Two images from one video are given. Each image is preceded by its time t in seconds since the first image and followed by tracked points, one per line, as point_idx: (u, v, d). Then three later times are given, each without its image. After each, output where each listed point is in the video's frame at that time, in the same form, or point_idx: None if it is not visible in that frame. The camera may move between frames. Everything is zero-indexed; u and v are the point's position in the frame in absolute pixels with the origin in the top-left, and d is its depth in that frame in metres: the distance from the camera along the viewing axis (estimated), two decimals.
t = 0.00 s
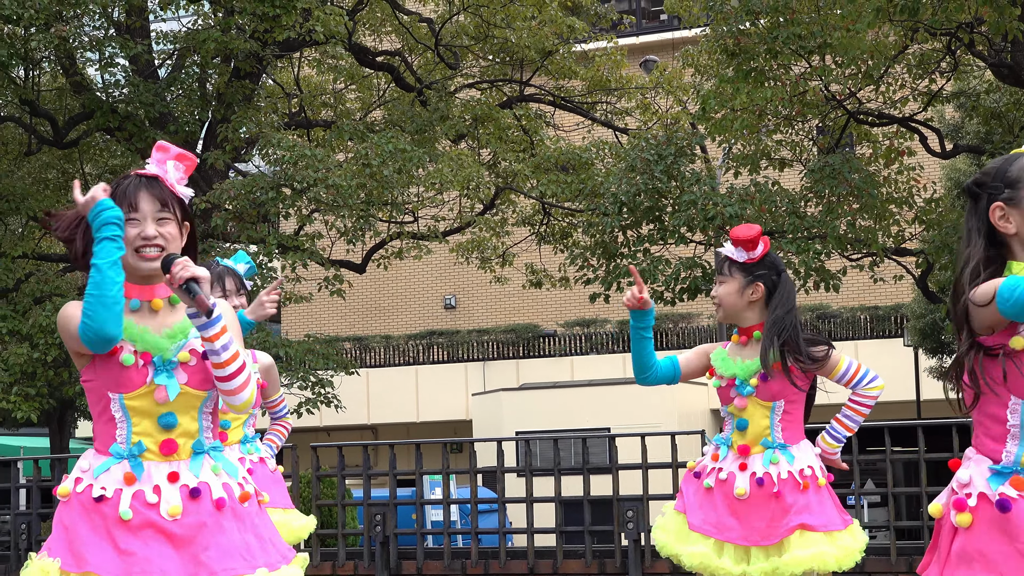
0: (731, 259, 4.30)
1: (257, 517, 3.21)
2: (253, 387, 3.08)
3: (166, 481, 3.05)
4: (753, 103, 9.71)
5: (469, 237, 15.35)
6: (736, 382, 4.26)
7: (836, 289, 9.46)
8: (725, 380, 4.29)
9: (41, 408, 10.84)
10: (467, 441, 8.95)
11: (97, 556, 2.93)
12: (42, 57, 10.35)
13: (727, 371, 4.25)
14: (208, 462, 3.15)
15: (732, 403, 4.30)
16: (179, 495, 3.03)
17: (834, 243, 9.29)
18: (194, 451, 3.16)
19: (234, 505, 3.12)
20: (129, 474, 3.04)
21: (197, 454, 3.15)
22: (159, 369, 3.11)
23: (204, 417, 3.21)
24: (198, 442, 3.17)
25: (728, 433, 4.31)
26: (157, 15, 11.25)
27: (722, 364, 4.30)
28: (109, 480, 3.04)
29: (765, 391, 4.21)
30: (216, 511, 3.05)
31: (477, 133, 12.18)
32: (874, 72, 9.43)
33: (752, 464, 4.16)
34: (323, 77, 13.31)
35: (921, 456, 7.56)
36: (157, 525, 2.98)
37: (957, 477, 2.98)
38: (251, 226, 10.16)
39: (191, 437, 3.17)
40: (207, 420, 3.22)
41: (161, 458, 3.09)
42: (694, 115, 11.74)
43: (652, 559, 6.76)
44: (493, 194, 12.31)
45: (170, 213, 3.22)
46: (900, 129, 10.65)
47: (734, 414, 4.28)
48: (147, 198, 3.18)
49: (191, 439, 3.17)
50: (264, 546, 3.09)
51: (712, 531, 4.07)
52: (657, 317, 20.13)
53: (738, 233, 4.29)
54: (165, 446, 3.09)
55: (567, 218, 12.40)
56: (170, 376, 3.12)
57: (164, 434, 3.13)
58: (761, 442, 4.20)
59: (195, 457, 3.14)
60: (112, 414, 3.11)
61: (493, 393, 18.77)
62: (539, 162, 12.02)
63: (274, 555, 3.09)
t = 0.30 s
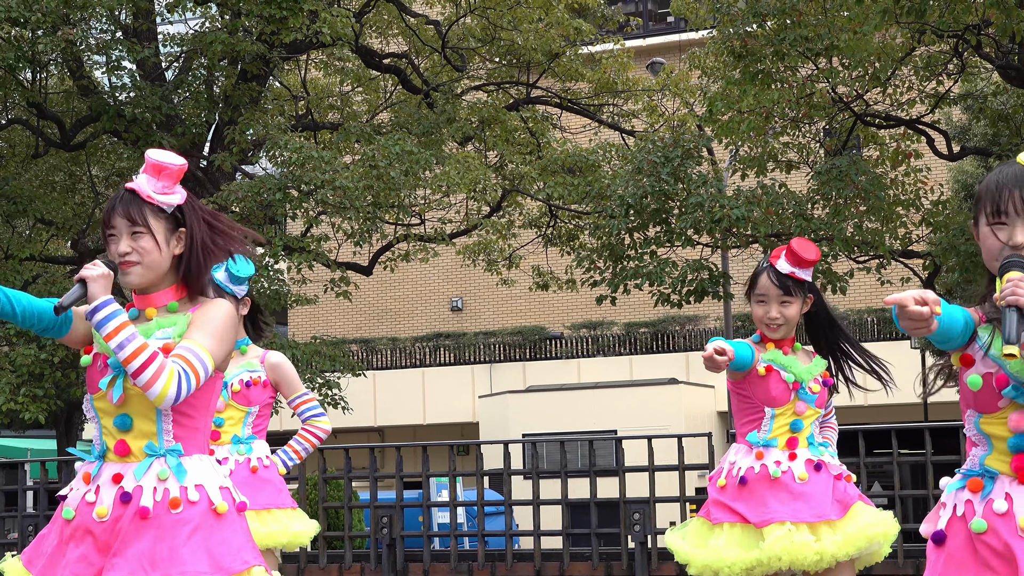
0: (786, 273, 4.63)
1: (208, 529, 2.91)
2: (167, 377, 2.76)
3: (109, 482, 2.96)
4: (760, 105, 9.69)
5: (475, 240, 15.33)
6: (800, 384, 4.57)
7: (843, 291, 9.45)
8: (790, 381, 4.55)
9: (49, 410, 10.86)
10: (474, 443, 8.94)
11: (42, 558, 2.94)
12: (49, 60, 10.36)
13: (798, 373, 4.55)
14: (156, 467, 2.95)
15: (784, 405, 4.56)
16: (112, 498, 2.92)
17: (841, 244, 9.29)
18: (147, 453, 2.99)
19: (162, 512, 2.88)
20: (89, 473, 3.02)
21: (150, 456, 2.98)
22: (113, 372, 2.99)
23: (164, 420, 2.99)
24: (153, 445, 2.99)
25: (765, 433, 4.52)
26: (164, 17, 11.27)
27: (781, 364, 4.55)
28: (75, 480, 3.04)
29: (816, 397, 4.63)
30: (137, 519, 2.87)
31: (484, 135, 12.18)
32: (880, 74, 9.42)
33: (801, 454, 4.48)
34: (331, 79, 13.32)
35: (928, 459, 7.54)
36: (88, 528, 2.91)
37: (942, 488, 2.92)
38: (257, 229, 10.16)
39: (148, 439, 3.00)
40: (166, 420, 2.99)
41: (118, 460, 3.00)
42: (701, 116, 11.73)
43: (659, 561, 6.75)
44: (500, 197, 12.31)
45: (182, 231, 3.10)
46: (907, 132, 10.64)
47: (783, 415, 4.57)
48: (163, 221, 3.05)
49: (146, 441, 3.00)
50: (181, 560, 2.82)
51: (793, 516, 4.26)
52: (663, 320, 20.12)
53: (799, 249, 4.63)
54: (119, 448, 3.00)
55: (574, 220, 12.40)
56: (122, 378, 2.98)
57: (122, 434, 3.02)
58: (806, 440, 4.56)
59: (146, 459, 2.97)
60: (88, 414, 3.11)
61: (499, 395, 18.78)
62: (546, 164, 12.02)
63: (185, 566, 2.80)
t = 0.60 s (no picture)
0: (789, 251, 4.69)
1: (218, 532, 2.91)
2: (161, 354, 2.77)
3: (116, 483, 2.95)
4: (763, 107, 9.69)
5: (478, 242, 15.30)
6: (798, 367, 4.51)
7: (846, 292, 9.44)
8: (789, 360, 4.49)
9: (52, 411, 10.87)
10: (476, 446, 8.94)
11: (50, 560, 2.93)
12: (52, 62, 10.36)
13: (798, 353, 4.50)
14: (163, 468, 2.95)
15: (783, 383, 4.47)
16: (120, 500, 2.92)
17: (844, 246, 9.30)
18: (152, 456, 2.98)
19: (172, 515, 2.87)
20: (93, 473, 3.01)
21: (156, 457, 2.97)
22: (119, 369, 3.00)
23: (170, 421, 2.99)
24: (159, 447, 2.98)
25: (765, 420, 4.45)
26: (167, 19, 11.27)
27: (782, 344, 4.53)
28: (79, 480, 3.03)
29: (816, 383, 4.57)
30: (147, 521, 2.86)
31: (486, 136, 12.19)
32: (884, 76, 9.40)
33: (800, 450, 4.42)
34: (333, 81, 13.32)
35: (931, 461, 7.54)
36: (98, 530, 2.90)
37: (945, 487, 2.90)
38: (261, 230, 10.17)
39: (153, 440, 3.00)
40: (172, 422, 2.99)
41: (124, 459, 3.00)
42: (703, 118, 11.74)
43: (662, 562, 6.75)
44: (503, 198, 12.31)
45: (204, 228, 3.16)
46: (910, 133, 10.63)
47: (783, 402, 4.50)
48: (185, 212, 3.13)
49: (151, 442, 2.99)
50: (192, 563, 2.81)
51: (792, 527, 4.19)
52: (666, 321, 20.10)
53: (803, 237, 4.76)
54: (126, 448, 3.00)
55: (577, 222, 12.40)
56: (128, 378, 2.98)
57: (126, 433, 3.02)
58: (806, 432, 4.50)
59: (152, 461, 2.96)
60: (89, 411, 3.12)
61: (503, 397, 18.79)
62: (549, 166, 12.02)
63: (198, 570, 2.79)
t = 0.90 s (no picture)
0: (782, 252, 4.70)
1: (225, 532, 2.91)
2: (154, 343, 2.76)
3: (121, 485, 2.95)
4: (759, 108, 9.70)
5: (474, 243, 15.29)
6: (784, 366, 4.48)
7: (843, 293, 9.45)
8: (772, 359, 4.46)
9: (48, 413, 10.84)
10: (472, 447, 8.92)
11: (52, 561, 2.91)
12: (49, 63, 10.35)
13: (781, 351, 4.47)
14: (168, 470, 2.95)
15: (768, 383, 4.46)
16: (125, 501, 2.92)
17: (840, 248, 9.30)
18: (157, 457, 2.98)
19: (179, 514, 2.88)
20: (96, 475, 3.01)
21: (161, 460, 2.98)
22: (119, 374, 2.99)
23: (173, 423, 3.00)
24: (163, 450, 2.98)
25: (751, 421, 4.46)
26: (163, 20, 11.25)
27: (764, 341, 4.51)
28: (82, 482, 3.03)
29: (802, 380, 4.52)
30: (154, 520, 2.86)
31: (483, 138, 12.19)
32: (880, 77, 9.41)
33: (787, 451, 4.37)
34: (329, 83, 13.31)
35: (927, 463, 7.53)
36: (102, 531, 2.90)
37: (937, 486, 2.90)
38: (257, 231, 10.16)
39: (158, 443, 3.00)
40: (176, 424, 3.00)
41: (128, 462, 2.99)
42: (699, 120, 11.73)
43: (658, 563, 6.75)
44: (499, 200, 12.29)
45: (203, 231, 3.16)
46: (906, 134, 10.64)
47: (770, 401, 4.46)
48: (184, 214, 3.13)
49: (155, 444, 3.00)
50: (200, 562, 2.81)
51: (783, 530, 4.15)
52: (662, 322, 20.10)
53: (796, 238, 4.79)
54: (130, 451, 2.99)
55: (573, 223, 12.39)
56: (129, 382, 2.98)
57: (129, 437, 3.02)
58: (793, 432, 4.45)
59: (157, 463, 2.97)
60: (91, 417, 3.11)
61: (499, 398, 18.78)
62: (545, 167, 12.02)
63: (207, 568, 2.79)
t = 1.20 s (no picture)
0: (749, 253, 4.50)
1: (205, 535, 2.91)
2: (144, 377, 2.68)
3: (103, 489, 2.93)
4: (743, 110, 9.71)
5: (458, 244, 15.31)
6: (739, 382, 4.34)
7: (825, 295, 9.47)
8: (726, 380, 4.38)
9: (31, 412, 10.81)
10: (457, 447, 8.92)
11: (34, 560, 2.92)
12: (32, 62, 10.33)
13: (732, 371, 4.34)
14: (151, 473, 2.93)
15: (732, 403, 4.35)
16: (107, 503, 2.90)
17: (823, 249, 9.32)
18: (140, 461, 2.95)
19: (160, 516, 2.87)
20: (79, 479, 3.00)
21: (143, 464, 2.95)
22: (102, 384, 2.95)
23: (155, 429, 2.96)
24: (146, 454, 2.95)
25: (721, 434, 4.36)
26: (147, 20, 11.23)
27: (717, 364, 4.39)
28: (65, 485, 3.02)
29: (764, 391, 4.32)
30: (133, 521, 2.85)
31: (467, 138, 12.20)
32: (863, 79, 9.44)
33: (752, 464, 4.22)
34: (314, 83, 13.31)
35: (909, 463, 7.57)
36: (82, 532, 2.90)
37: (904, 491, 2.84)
38: (240, 231, 10.15)
39: (141, 448, 2.97)
40: (158, 429, 2.96)
41: (110, 468, 2.97)
42: (683, 122, 11.75)
43: (641, 563, 6.76)
44: (483, 200, 12.30)
45: (178, 235, 3.00)
46: (889, 136, 10.67)
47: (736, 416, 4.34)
48: (156, 225, 2.95)
49: (138, 450, 2.97)
50: (177, 566, 2.81)
51: (730, 534, 4.08)
52: (646, 324, 20.12)
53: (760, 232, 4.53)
54: (113, 457, 2.97)
55: (557, 224, 12.40)
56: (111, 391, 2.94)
57: (113, 444, 2.99)
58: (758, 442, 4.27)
59: (140, 467, 2.94)
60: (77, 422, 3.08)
61: (482, 400, 18.79)
62: (529, 168, 12.03)
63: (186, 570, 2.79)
